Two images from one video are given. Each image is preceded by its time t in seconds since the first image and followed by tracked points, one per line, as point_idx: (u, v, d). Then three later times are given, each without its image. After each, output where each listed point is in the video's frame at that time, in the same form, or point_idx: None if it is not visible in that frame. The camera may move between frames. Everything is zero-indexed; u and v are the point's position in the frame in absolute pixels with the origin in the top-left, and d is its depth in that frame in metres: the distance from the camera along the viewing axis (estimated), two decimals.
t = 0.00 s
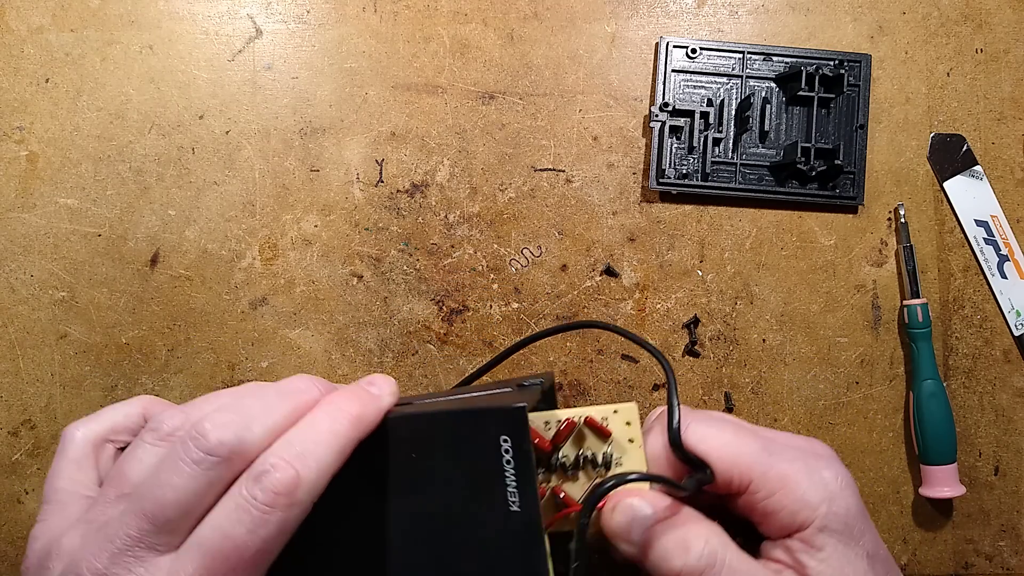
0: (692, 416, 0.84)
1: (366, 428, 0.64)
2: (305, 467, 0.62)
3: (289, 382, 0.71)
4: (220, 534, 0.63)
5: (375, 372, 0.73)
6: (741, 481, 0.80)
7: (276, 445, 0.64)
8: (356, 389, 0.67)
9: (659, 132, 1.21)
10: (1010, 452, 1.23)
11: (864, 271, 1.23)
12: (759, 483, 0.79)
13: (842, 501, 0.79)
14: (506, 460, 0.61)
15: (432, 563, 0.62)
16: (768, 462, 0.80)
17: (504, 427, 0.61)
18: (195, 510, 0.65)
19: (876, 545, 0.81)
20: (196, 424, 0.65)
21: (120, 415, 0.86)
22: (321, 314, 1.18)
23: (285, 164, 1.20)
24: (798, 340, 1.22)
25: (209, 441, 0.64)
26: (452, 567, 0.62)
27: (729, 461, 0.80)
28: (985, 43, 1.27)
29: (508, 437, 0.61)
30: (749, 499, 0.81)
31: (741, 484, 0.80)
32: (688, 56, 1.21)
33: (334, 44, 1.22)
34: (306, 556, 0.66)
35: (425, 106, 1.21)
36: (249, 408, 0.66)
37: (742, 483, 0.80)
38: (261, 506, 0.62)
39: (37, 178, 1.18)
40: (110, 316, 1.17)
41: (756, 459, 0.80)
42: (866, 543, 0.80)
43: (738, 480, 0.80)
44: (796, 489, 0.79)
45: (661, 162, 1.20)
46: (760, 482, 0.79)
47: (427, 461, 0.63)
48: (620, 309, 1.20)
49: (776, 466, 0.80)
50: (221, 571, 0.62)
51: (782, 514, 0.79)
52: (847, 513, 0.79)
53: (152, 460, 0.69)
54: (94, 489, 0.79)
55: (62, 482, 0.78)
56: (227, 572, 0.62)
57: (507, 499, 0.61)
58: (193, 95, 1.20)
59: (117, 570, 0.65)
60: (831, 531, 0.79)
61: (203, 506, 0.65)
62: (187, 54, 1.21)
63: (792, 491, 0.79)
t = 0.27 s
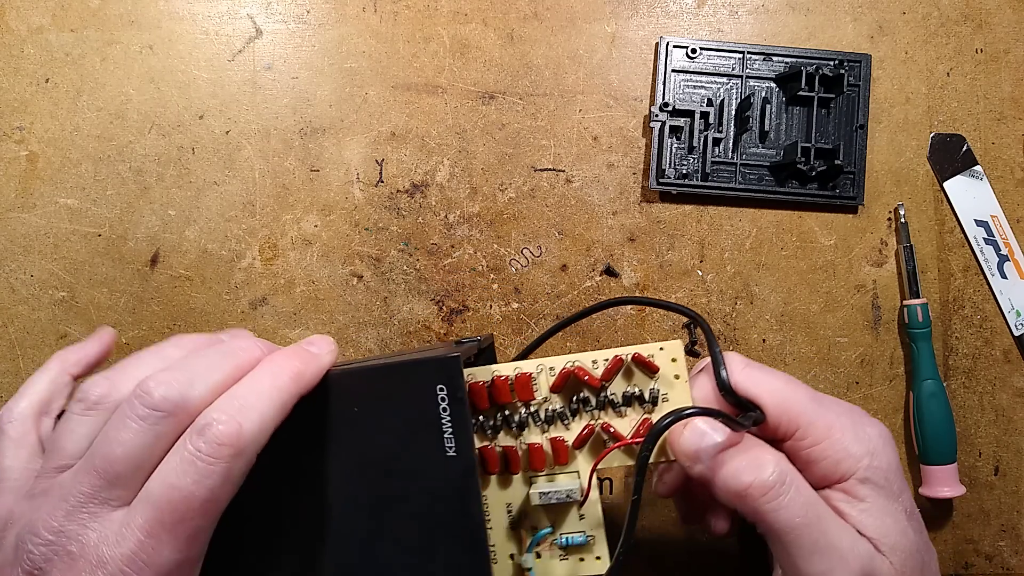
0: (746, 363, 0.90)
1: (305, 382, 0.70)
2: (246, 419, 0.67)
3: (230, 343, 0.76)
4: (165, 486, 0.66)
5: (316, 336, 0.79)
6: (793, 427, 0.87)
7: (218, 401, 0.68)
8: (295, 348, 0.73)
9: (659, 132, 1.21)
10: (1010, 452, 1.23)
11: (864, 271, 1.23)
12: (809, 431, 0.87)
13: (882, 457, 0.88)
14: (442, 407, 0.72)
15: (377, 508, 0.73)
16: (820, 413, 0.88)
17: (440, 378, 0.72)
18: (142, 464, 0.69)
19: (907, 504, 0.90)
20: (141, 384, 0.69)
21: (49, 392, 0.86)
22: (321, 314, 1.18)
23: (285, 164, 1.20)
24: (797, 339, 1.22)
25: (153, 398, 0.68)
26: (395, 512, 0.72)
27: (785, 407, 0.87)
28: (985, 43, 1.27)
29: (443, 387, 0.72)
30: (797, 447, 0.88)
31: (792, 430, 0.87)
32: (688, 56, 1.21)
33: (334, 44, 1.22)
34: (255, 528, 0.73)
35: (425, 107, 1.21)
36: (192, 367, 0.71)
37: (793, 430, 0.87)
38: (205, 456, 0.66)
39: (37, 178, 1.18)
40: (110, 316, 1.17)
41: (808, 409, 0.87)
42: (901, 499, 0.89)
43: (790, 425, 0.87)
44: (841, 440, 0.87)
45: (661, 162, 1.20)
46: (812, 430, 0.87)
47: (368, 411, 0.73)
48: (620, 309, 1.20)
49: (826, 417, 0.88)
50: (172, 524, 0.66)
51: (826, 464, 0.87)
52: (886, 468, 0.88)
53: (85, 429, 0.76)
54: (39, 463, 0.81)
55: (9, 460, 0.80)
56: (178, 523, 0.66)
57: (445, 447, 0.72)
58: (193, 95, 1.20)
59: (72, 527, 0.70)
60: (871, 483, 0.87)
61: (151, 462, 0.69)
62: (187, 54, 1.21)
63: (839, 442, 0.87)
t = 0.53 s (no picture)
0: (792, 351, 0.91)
1: (255, 364, 0.71)
2: (201, 400, 0.67)
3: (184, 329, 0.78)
4: (124, 471, 0.66)
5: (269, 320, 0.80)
6: (839, 415, 0.87)
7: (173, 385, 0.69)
8: (247, 331, 0.74)
9: (659, 132, 1.21)
10: (1010, 452, 1.23)
11: (864, 271, 1.23)
12: (856, 420, 0.87)
13: (929, 451, 0.88)
14: (389, 392, 0.71)
15: (331, 490, 0.73)
16: (867, 403, 0.88)
17: (388, 363, 0.71)
18: (100, 449, 0.69)
19: (949, 500, 0.90)
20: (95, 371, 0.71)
21: (9, 398, 0.85)
22: (321, 314, 1.18)
23: (285, 164, 1.20)
24: (797, 339, 1.22)
25: (107, 381, 0.70)
26: (349, 494, 0.73)
27: (832, 394, 0.87)
28: (985, 43, 1.27)
29: (390, 372, 0.71)
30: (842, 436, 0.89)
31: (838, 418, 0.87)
32: (688, 56, 1.21)
33: (334, 44, 1.22)
34: (215, 512, 0.74)
35: (425, 107, 1.21)
36: (144, 352, 0.72)
37: (840, 419, 0.88)
38: (161, 438, 0.66)
39: (37, 178, 1.19)
40: (110, 316, 1.17)
41: (855, 398, 0.87)
42: (945, 496, 0.89)
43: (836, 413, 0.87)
44: (889, 432, 0.87)
45: (661, 162, 1.20)
46: (859, 420, 0.87)
47: (320, 395, 0.73)
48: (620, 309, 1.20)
49: (874, 409, 0.88)
50: (135, 507, 0.66)
51: (870, 454, 0.87)
52: (932, 462, 0.88)
53: (42, 425, 0.77)
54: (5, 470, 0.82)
55: None
56: (141, 506, 0.66)
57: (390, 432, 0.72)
58: (193, 95, 1.20)
59: (36, 516, 0.69)
60: (916, 476, 0.87)
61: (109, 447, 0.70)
62: (187, 54, 1.21)
63: (886, 433, 0.87)
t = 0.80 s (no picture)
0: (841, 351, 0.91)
1: (220, 352, 0.71)
2: (164, 386, 0.67)
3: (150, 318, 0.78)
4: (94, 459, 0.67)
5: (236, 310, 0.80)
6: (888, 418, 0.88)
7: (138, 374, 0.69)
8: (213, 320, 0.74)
9: (659, 132, 1.20)
10: (1010, 452, 1.22)
11: (864, 271, 1.23)
12: (904, 423, 0.88)
13: (969, 455, 0.90)
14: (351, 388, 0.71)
15: (296, 485, 0.73)
16: (916, 407, 0.89)
17: (349, 357, 0.71)
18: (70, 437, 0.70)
19: (983, 503, 0.92)
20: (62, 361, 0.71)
21: None
22: (321, 314, 1.18)
23: (285, 164, 1.20)
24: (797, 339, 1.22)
25: (72, 370, 0.70)
26: (314, 489, 0.73)
27: (883, 396, 0.87)
28: (985, 43, 1.27)
29: (351, 367, 0.71)
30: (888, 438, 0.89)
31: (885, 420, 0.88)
32: (688, 56, 1.21)
33: (334, 44, 1.22)
34: (185, 506, 0.74)
35: (425, 107, 1.21)
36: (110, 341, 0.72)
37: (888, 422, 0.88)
38: (127, 425, 0.66)
39: (37, 178, 1.19)
40: (110, 316, 1.17)
41: (905, 402, 0.88)
42: (980, 499, 0.91)
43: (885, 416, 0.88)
44: (935, 436, 0.88)
45: (661, 162, 1.20)
46: (907, 424, 0.88)
47: (285, 388, 0.73)
48: (620, 309, 1.20)
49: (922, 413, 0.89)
50: (103, 494, 0.66)
51: (915, 458, 0.89)
52: (971, 467, 0.90)
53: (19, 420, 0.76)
54: None
55: None
56: (110, 493, 0.66)
57: (350, 427, 0.72)
58: (193, 95, 1.20)
59: (11, 506, 0.70)
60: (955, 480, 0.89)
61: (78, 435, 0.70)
62: (187, 54, 1.21)
63: (932, 438, 0.88)
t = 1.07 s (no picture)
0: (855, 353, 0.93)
1: (228, 346, 0.71)
2: (173, 377, 0.67)
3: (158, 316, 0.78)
4: (107, 452, 0.67)
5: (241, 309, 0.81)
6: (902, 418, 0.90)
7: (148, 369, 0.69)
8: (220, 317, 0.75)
9: (659, 132, 1.20)
10: (1009, 452, 1.23)
11: (864, 271, 1.23)
12: (918, 423, 0.89)
13: (978, 459, 0.91)
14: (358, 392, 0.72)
15: (301, 486, 0.73)
16: (929, 408, 0.90)
17: (358, 362, 0.72)
18: (83, 430, 0.70)
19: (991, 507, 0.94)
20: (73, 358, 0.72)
21: None
22: (321, 314, 1.18)
23: (285, 164, 1.20)
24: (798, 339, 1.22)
25: (82, 365, 0.70)
26: (320, 492, 0.73)
27: (898, 395, 0.89)
28: (985, 43, 1.27)
29: (359, 372, 0.72)
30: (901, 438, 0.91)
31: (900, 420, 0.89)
32: (688, 56, 1.21)
33: (334, 44, 1.22)
34: (192, 507, 0.74)
35: (425, 107, 1.21)
36: (120, 337, 0.73)
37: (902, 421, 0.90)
38: (138, 416, 0.66)
39: (37, 179, 1.19)
40: (110, 316, 1.17)
41: (918, 402, 0.90)
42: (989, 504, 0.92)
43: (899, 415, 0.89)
44: (947, 437, 0.90)
45: (661, 162, 1.20)
46: (921, 423, 0.89)
47: (292, 390, 0.73)
48: (620, 309, 1.20)
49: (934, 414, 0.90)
50: (116, 485, 0.66)
51: (927, 458, 0.90)
52: (980, 469, 0.91)
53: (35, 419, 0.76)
54: None
55: None
56: (123, 483, 0.66)
57: (355, 430, 0.73)
58: (193, 95, 1.20)
59: (26, 500, 0.70)
60: (967, 481, 0.90)
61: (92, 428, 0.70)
62: (187, 54, 1.21)
63: (944, 438, 0.90)
